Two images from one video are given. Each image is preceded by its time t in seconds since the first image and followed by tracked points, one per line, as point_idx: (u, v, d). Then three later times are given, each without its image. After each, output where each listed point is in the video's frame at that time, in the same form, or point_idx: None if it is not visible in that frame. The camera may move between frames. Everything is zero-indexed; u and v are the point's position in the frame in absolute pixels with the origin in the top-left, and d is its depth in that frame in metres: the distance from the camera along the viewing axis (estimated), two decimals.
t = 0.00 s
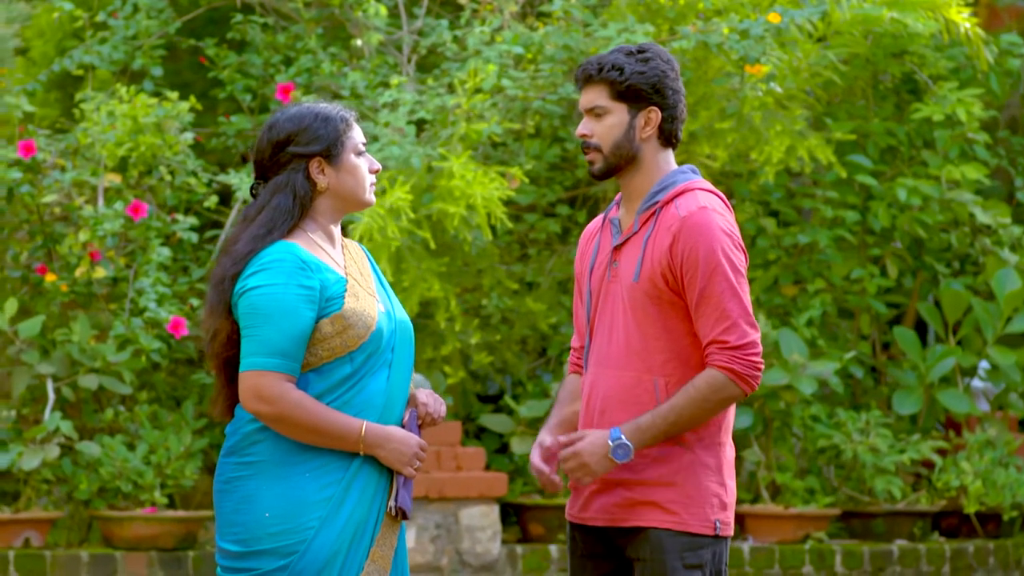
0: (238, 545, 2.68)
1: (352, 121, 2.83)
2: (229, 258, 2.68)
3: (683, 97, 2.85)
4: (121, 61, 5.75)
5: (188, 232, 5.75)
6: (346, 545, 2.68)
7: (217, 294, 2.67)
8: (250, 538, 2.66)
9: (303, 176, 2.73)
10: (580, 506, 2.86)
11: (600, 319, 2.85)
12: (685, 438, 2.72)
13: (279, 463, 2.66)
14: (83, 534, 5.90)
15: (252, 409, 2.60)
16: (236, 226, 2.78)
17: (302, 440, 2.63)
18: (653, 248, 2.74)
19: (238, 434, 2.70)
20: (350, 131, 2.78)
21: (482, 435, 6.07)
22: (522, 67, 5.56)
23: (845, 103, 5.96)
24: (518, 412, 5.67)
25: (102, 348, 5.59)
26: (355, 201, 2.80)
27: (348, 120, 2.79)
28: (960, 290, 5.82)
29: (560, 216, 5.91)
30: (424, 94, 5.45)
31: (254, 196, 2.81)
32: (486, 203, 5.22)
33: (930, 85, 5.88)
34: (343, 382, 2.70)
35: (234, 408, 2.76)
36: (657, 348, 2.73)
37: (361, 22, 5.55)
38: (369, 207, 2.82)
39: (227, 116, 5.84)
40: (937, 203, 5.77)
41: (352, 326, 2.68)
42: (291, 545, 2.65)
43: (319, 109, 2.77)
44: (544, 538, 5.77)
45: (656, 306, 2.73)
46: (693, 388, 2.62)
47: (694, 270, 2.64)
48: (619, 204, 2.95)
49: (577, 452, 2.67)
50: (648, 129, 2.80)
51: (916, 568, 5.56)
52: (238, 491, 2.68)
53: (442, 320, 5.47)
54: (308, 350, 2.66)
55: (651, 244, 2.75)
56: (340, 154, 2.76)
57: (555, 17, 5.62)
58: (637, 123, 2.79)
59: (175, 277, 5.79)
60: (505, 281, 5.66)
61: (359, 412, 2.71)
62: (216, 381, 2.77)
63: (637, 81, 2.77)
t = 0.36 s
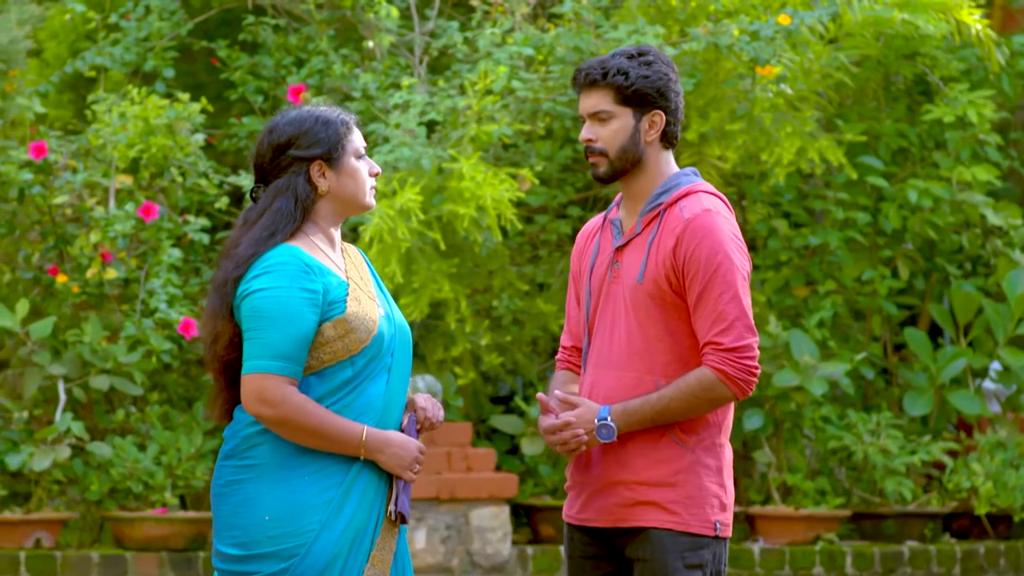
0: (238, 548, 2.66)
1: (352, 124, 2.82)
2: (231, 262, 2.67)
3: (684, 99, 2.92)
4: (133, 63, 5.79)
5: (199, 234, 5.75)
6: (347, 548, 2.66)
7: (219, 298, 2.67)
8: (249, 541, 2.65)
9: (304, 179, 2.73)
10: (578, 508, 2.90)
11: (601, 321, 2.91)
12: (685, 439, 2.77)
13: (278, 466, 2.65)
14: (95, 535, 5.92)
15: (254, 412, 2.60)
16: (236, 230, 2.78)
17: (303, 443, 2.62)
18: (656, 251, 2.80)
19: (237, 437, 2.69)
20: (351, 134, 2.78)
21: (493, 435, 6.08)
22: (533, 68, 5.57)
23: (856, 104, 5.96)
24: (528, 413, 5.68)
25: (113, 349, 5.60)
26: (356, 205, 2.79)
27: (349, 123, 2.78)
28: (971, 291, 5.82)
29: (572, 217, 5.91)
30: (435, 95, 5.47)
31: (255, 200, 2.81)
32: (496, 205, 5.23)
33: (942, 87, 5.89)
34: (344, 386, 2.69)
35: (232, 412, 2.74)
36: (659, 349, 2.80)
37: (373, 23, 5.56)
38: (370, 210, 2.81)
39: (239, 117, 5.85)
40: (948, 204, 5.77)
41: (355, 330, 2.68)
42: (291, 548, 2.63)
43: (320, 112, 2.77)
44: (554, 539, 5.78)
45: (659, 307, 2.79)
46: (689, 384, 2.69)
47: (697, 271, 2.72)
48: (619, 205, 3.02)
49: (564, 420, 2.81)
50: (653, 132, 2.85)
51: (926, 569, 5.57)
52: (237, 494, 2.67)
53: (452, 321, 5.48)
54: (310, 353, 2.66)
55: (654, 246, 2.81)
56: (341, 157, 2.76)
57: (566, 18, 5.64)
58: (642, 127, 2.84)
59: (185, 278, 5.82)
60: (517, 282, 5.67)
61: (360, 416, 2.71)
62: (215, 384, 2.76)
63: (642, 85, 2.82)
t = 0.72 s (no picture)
0: (242, 548, 2.69)
1: (357, 127, 2.84)
2: (236, 264, 2.70)
3: (682, 101, 2.92)
4: (146, 64, 5.81)
5: (211, 235, 5.76)
6: (350, 549, 2.69)
7: (224, 300, 2.69)
8: (253, 541, 2.68)
9: (309, 182, 2.76)
10: (578, 510, 2.90)
11: (601, 323, 2.91)
12: (690, 441, 2.79)
13: (282, 466, 2.67)
14: (108, 535, 5.92)
15: (258, 413, 2.62)
16: (242, 232, 2.80)
17: (306, 445, 2.65)
18: (661, 254, 2.82)
19: (241, 437, 2.71)
20: (355, 136, 2.80)
21: (505, 436, 6.10)
22: (545, 69, 5.57)
23: (869, 105, 5.96)
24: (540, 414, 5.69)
25: (126, 349, 5.62)
26: (361, 207, 2.82)
27: (354, 125, 2.80)
28: (984, 292, 5.82)
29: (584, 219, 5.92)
30: (447, 96, 5.48)
31: (260, 202, 2.83)
32: (507, 206, 5.25)
33: (954, 88, 5.89)
34: (347, 388, 2.71)
35: (236, 412, 2.78)
36: (664, 352, 2.81)
37: (385, 24, 5.57)
38: (375, 212, 2.84)
39: (251, 118, 5.87)
40: (960, 205, 5.78)
41: (359, 333, 2.70)
42: (295, 547, 2.66)
43: (324, 114, 2.79)
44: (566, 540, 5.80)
45: (663, 310, 2.80)
46: (701, 387, 2.71)
47: (704, 275, 2.73)
48: (615, 206, 3.02)
49: (576, 429, 2.82)
50: (646, 137, 2.86)
51: (938, 570, 5.57)
52: (241, 494, 2.70)
53: (463, 322, 5.50)
54: (314, 356, 2.68)
55: (658, 249, 2.82)
56: (346, 159, 2.78)
57: (578, 19, 5.65)
58: (635, 131, 2.85)
59: (196, 278, 5.84)
60: (528, 283, 5.67)
61: (364, 418, 2.73)
62: (221, 385, 2.79)
63: (636, 90, 2.83)
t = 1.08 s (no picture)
0: (254, 544, 2.67)
1: (371, 125, 2.82)
2: (249, 261, 2.67)
3: (691, 101, 2.89)
4: (166, 64, 5.83)
5: (230, 235, 5.77)
6: (362, 545, 2.66)
7: (237, 298, 2.67)
8: (266, 537, 2.65)
9: (322, 179, 2.74)
10: (583, 509, 2.89)
11: (607, 323, 2.90)
12: (695, 442, 2.77)
13: (295, 462, 2.64)
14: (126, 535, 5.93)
15: (271, 410, 2.59)
16: (255, 230, 2.78)
17: (319, 443, 2.62)
18: (667, 256, 2.79)
19: (253, 433, 2.68)
20: (367, 134, 2.77)
21: (523, 436, 6.12)
22: (564, 69, 5.58)
23: (888, 106, 5.97)
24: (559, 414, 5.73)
25: (144, 349, 5.64)
26: (374, 204, 2.79)
27: (366, 123, 2.77)
28: (1003, 293, 5.84)
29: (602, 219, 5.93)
30: (466, 97, 5.50)
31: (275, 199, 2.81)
32: (524, 206, 5.25)
33: (973, 88, 5.89)
34: (360, 385, 2.68)
35: (249, 409, 2.76)
36: (670, 353, 2.79)
37: (405, 24, 5.59)
38: (388, 210, 2.81)
39: (270, 118, 5.89)
40: (979, 206, 5.77)
41: (371, 331, 2.67)
42: (308, 543, 2.63)
43: (337, 112, 2.77)
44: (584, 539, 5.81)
45: (669, 313, 2.78)
46: (709, 390, 2.68)
47: (710, 277, 2.71)
48: (623, 207, 3.00)
49: (585, 433, 2.79)
50: (651, 136, 2.85)
51: (956, 570, 5.57)
52: (253, 490, 2.67)
53: (481, 322, 5.52)
54: (327, 353, 2.65)
55: (665, 251, 2.80)
56: (359, 157, 2.75)
57: (597, 19, 5.66)
58: (639, 131, 2.84)
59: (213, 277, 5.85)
60: (547, 283, 5.68)
61: (376, 415, 2.70)
62: (234, 383, 2.76)
63: (641, 89, 2.82)
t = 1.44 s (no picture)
0: (262, 539, 2.68)
1: (377, 124, 2.83)
2: (256, 261, 2.69)
3: (700, 100, 2.91)
4: (184, 64, 5.86)
5: (247, 234, 5.78)
6: (369, 542, 2.68)
7: (245, 297, 2.68)
8: (273, 533, 2.67)
9: (328, 179, 2.74)
10: (592, 507, 2.91)
11: (615, 323, 2.92)
12: (696, 441, 2.77)
13: (302, 459, 2.66)
14: (143, 534, 5.94)
15: (277, 409, 2.60)
16: (263, 228, 2.79)
17: (326, 441, 2.63)
18: (668, 255, 2.80)
19: (262, 430, 2.70)
20: (374, 133, 2.77)
21: (540, 435, 6.14)
22: (580, 69, 5.60)
23: (905, 106, 5.98)
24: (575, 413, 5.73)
25: (161, 348, 5.66)
26: (381, 202, 2.80)
27: (373, 122, 2.78)
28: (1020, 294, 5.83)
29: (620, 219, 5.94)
30: (483, 97, 5.53)
31: (282, 198, 2.82)
32: (540, 206, 5.27)
33: (990, 88, 5.89)
34: (366, 383, 2.69)
35: (259, 407, 2.78)
36: (672, 352, 2.80)
37: (423, 25, 5.61)
38: (395, 208, 2.82)
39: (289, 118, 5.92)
40: (996, 206, 5.78)
41: (377, 329, 2.68)
42: (315, 540, 2.64)
43: (344, 111, 2.78)
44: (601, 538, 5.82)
45: (671, 311, 2.79)
46: (707, 388, 2.69)
47: (707, 276, 2.70)
48: (636, 208, 3.02)
49: (586, 431, 2.80)
50: (658, 134, 2.87)
51: (972, 570, 5.58)
52: (261, 486, 2.69)
53: (498, 321, 5.54)
54: (334, 351, 2.66)
55: (666, 250, 2.81)
56: (365, 155, 2.76)
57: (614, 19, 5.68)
58: (646, 129, 2.85)
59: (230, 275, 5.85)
60: (564, 283, 5.70)
61: (383, 413, 2.71)
62: (244, 381, 2.79)
63: (647, 88, 2.83)
